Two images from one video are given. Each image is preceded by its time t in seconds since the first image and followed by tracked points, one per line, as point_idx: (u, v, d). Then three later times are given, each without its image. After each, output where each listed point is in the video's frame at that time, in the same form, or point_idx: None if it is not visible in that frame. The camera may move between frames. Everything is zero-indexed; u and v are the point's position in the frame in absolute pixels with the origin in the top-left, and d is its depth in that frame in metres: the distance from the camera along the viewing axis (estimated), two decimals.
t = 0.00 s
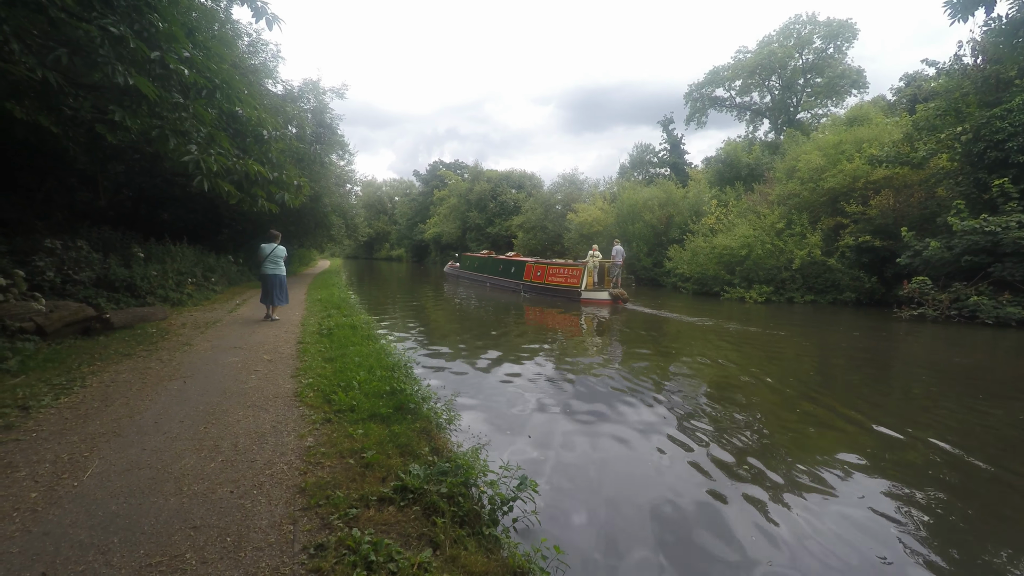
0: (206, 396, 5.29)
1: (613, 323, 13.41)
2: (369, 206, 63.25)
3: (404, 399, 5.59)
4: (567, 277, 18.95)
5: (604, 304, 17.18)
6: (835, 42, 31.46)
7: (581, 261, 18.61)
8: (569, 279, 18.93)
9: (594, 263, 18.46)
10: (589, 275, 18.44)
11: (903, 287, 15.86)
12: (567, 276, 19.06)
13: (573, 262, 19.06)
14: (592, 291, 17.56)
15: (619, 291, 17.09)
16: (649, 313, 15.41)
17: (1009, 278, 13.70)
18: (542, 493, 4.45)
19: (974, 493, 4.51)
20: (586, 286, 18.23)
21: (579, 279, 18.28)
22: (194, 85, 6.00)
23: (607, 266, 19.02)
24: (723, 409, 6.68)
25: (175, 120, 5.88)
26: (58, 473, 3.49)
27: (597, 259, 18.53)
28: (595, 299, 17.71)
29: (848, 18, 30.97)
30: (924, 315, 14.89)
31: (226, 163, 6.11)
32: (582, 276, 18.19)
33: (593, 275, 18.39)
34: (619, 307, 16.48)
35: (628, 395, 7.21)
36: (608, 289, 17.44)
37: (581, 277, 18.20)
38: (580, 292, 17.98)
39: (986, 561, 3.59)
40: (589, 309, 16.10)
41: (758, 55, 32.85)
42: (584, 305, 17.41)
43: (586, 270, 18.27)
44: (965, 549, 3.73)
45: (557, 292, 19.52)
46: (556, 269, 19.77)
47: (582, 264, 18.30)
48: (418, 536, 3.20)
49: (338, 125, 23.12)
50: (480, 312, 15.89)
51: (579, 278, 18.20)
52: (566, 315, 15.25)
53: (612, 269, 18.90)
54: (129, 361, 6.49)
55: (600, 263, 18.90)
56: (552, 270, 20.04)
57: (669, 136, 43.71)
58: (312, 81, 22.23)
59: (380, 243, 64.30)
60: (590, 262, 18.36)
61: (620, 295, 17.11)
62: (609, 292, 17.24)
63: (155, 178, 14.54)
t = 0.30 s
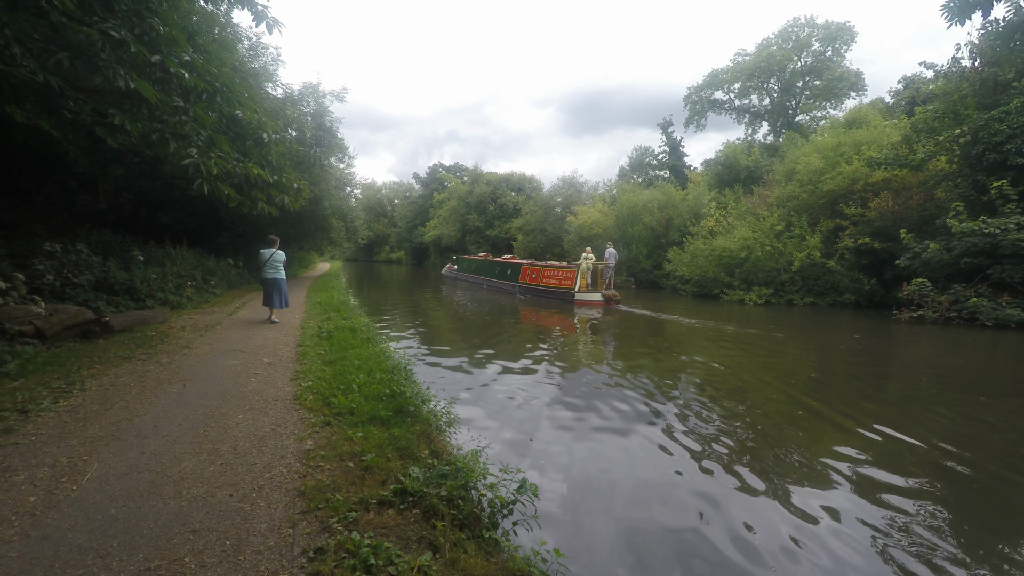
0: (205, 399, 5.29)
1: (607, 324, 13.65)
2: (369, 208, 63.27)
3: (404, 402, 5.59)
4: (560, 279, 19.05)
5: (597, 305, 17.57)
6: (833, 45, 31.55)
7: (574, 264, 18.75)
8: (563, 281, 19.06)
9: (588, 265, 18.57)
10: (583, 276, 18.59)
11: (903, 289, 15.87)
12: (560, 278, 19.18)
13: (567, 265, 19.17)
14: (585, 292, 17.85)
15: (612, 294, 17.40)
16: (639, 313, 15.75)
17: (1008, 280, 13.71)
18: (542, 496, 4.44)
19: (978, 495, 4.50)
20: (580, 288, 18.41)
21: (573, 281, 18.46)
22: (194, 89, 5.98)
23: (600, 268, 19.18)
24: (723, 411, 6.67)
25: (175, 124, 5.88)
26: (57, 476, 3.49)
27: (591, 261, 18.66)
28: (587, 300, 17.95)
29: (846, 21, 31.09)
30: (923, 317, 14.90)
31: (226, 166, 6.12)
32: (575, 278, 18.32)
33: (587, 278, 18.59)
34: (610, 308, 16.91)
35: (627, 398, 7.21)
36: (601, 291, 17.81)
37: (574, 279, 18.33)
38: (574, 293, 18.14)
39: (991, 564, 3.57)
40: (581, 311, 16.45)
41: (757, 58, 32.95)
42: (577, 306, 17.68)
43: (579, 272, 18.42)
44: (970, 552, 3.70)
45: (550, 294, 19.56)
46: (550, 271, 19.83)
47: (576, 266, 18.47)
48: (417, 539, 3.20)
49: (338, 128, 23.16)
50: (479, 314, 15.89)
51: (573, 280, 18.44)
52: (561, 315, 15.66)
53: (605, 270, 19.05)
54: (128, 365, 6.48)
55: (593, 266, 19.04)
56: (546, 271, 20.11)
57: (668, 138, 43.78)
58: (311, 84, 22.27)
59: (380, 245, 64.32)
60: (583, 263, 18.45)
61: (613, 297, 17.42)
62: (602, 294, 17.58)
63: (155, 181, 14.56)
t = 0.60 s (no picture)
0: (205, 400, 5.29)
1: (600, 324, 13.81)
2: (369, 209, 63.28)
3: (404, 402, 5.60)
4: (555, 279, 19.13)
5: (591, 304, 17.71)
6: (834, 46, 31.57)
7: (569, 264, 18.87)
8: (558, 281, 19.15)
9: (582, 265, 18.69)
10: (577, 277, 18.71)
11: (903, 290, 15.88)
12: (554, 278, 19.24)
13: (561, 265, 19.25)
14: (580, 292, 18.00)
15: (605, 293, 17.54)
16: (632, 313, 15.90)
17: (1008, 281, 13.70)
18: (543, 496, 4.44)
19: (984, 499, 4.46)
20: (575, 288, 18.52)
21: (568, 281, 18.58)
22: (196, 90, 6.00)
23: (594, 269, 19.29)
24: (723, 412, 6.66)
25: (177, 125, 5.89)
26: (58, 477, 3.49)
27: (584, 261, 18.78)
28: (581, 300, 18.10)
29: (846, 22, 31.09)
30: (924, 318, 14.90)
31: (227, 167, 6.12)
32: (570, 278, 18.43)
33: (581, 278, 18.72)
34: (603, 308, 17.08)
35: (628, 399, 7.21)
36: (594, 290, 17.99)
37: (569, 279, 18.44)
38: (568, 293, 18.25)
39: (995, 569, 3.54)
40: (574, 310, 16.60)
41: (757, 59, 32.94)
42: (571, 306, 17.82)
43: (573, 272, 18.54)
44: (973, 556, 3.69)
45: (546, 295, 19.62)
46: (545, 271, 19.89)
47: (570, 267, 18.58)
48: (418, 540, 3.20)
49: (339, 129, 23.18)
50: (478, 315, 15.90)
51: (567, 280, 18.55)
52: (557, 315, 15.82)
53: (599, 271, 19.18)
54: (129, 365, 6.49)
55: (587, 267, 19.17)
56: (541, 272, 20.18)
57: (668, 139, 43.81)
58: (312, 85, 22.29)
59: (380, 246, 64.35)
60: (577, 264, 18.53)
61: (606, 296, 17.54)
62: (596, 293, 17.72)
63: (156, 181, 14.59)
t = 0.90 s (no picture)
0: (209, 400, 5.30)
1: (597, 326, 13.87)
2: (373, 210, 63.39)
3: (407, 404, 5.60)
4: (552, 280, 19.18)
5: (587, 305, 17.79)
6: (839, 48, 31.51)
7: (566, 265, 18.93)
8: (555, 283, 19.23)
9: (579, 267, 18.76)
10: (574, 279, 18.78)
11: (908, 294, 15.81)
12: (553, 279, 19.29)
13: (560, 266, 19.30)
14: (576, 293, 18.08)
15: (601, 295, 17.81)
16: (630, 315, 15.92)
17: (1014, 285, 13.62)
18: (545, 499, 4.43)
19: (993, 505, 4.41)
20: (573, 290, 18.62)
21: (565, 283, 18.67)
22: (202, 91, 6.03)
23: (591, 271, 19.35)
24: (727, 416, 6.62)
25: (183, 126, 5.92)
26: (63, 476, 3.51)
27: (582, 263, 18.87)
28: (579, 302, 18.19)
29: (851, 25, 31.02)
30: (929, 322, 14.82)
31: (232, 168, 6.14)
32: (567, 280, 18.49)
33: (579, 279, 18.78)
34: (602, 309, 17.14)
35: (631, 401, 7.21)
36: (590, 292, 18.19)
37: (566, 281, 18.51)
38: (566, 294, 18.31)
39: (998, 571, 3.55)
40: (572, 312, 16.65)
41: (761, 61, 32.90)
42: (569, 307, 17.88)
43: (571, 274, 18.60)
44: (975, 558, 3.70)
45: (545, 296, 19.65)
46: (543, 272, 19.95)
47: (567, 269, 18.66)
48: (420, 542, 3.20)
49: (343, 131, 23.25)
50: (481, 316, 15.89)
51: (565, 282, 18.59)
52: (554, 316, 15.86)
53: (596, 273, 19.26)
54: (133, 365, 6.51)
55: (584, 268, 19.24)
56: (540, 274, 20.23)
57: (672, 141, 43.79)
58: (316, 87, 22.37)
59: (383, 247, 64.50)
60: (574, 266, 18.57)
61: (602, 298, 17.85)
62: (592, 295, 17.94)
63: (162, 182, 14.66)
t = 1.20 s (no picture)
0: (210, 403, 5.30)
1: (591, 328, 13.95)
2: (374, 213, 63.44)
3: (408, 408, 5.59)
4: (548, 283, 19.26)
5: (582, 307, 17.86)
6: (839, 52, 31.54)
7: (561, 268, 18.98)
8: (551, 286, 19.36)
9: (574, 270, 18.81)
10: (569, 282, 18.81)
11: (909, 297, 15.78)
12: (549, 282, 19.36)
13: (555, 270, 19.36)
14: (571, 296, 18.15)
15: (595, 296, 18.16)
16: (629, 318, 15.93)
17: (1017, 289, 13.57)
18: (545, 503, 4.42)
19: (999, 511, 4.36)
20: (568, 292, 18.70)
21: (560, 286, 18.76)
22: (204, 95, 6.04)
23: (586, 274, 19.44)
24: (729, 420, 6.59)
25: (185, 130, 5.94)
26: (64, 479, 3.50)
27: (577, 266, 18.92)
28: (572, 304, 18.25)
29: (852, 28, 31.07)
30: (931, 326, 14.78)
31: (234, 171, 6.14)
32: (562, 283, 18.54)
33: (574, 282, 18.80)
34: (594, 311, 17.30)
35: (634, 405, 7.19)
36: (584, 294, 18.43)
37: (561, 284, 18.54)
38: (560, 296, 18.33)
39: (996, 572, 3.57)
40: (566, 314, 16.76)
41: (762, 65, 32.95)
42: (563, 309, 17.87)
43: (566, 277, 18.64)
44: (974, 559, 3.72)
45: (542, 299, 19.72)
46: (539, 275, 20.03)
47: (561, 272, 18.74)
48: (421, 546, 3.19)
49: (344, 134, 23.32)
50: (481, 319, 15.88)
51: (560, 284, 18.65)
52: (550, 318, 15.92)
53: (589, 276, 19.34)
54: (135, 367, 6.53)
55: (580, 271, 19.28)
56: (535, 276, 20.34)
57: (673, 144, 43.84)
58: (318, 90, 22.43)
59: (385, 250, 64.56)
60: (570, 269, 18.57)
61: (597, 299, 18.19)
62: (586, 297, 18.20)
63: (164, 185, 14.70)
